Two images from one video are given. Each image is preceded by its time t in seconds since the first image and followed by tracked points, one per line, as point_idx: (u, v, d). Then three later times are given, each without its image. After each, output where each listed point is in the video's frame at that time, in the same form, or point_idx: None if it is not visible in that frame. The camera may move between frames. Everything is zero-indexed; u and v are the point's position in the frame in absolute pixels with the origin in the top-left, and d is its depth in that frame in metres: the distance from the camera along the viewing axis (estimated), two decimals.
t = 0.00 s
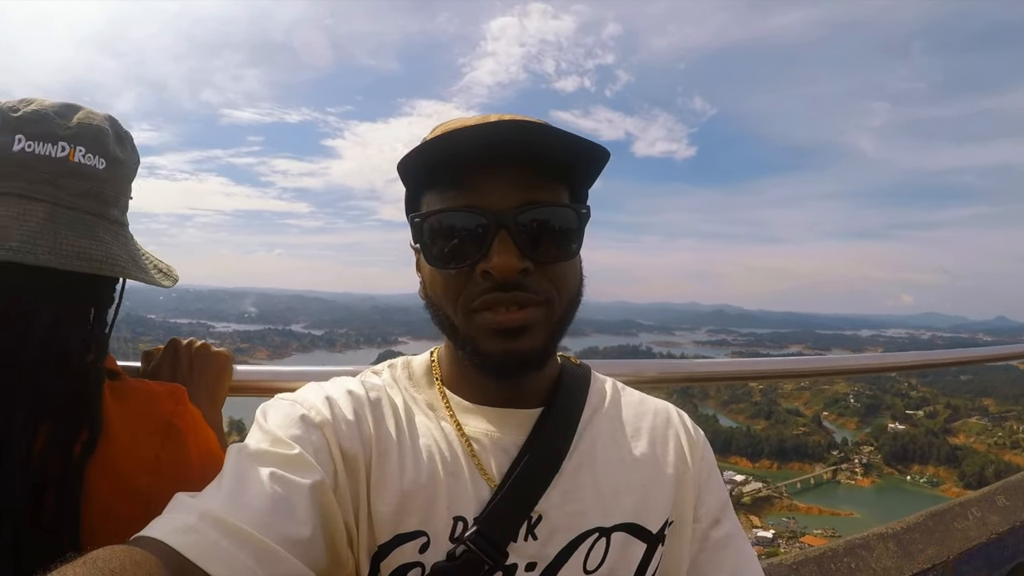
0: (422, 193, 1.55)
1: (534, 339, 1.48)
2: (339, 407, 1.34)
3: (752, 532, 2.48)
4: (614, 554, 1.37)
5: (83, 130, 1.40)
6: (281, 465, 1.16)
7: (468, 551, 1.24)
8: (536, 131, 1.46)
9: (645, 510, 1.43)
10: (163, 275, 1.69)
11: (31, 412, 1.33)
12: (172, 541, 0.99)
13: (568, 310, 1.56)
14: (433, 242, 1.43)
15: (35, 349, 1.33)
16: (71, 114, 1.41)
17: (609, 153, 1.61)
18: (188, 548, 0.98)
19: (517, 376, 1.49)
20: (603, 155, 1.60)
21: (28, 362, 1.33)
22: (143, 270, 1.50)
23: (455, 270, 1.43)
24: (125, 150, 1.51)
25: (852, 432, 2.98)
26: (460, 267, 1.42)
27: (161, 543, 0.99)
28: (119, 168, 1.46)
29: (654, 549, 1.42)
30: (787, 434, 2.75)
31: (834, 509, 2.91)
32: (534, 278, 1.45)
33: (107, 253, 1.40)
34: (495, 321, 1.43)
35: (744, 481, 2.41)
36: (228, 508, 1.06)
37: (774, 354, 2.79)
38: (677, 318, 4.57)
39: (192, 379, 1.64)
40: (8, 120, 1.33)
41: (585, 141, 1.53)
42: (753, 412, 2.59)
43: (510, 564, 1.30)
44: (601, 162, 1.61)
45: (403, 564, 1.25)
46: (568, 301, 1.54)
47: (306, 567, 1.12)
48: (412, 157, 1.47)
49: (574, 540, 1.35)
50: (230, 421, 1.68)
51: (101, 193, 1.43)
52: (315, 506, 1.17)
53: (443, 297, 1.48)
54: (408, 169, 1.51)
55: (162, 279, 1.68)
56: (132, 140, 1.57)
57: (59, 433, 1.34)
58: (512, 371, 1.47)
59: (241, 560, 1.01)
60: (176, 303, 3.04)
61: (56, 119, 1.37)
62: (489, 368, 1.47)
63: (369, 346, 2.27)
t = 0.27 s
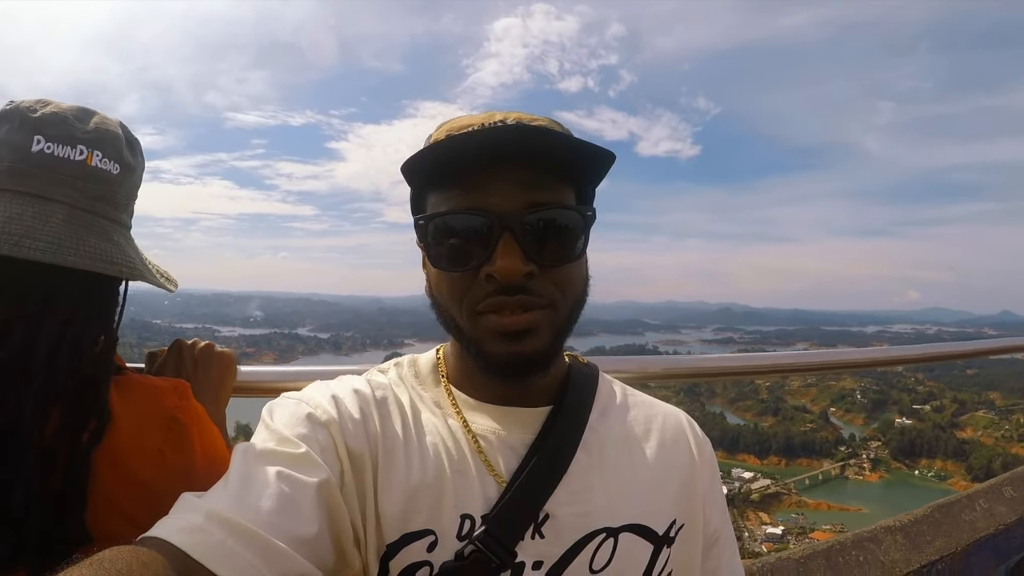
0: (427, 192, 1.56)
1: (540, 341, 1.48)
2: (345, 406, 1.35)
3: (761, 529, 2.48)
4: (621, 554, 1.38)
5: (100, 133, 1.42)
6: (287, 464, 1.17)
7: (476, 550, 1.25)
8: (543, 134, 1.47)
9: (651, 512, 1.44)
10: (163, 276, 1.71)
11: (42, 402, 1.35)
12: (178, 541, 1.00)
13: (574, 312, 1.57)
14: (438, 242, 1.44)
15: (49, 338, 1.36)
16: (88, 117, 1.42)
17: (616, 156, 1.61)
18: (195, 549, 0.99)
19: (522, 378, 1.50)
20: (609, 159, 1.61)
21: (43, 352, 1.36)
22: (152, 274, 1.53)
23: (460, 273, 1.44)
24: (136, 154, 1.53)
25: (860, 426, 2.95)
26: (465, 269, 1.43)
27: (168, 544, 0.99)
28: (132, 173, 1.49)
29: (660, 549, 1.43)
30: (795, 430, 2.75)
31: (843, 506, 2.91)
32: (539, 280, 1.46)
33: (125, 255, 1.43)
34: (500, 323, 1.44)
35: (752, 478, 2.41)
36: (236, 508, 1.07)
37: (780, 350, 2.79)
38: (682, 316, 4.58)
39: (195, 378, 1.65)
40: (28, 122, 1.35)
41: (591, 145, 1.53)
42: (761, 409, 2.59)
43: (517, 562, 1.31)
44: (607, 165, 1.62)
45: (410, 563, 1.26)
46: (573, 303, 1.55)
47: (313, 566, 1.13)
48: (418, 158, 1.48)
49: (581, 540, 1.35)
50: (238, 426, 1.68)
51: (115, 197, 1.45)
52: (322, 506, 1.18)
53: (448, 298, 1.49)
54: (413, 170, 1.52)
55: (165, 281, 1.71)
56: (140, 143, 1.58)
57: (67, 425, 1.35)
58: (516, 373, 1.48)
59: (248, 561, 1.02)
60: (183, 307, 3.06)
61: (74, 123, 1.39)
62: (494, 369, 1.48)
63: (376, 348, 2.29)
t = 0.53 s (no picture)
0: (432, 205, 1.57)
1: (545, 355, 1.50)
2: (351, 404, 1.37)
3: (765, 536, 2.49)
4: (625, 555, 1.39)
5: (114, 132, 1.46)
6: (292, 462, 1.20)
7: (479, 550, 1.27)
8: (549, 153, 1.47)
9: (656, 516, 1.45)
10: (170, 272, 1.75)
11: (48, 387, 1.37)
12: (183, 537, 1.02)
13: (579, 324, 1.58)
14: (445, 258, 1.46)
15: (55, 326, 1.38)
16: (103, 116, 1.46)
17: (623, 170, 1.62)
18: (199, 546, 1.02)
19: (528, 391, 1.52)
20: (614, 171, 1.61)
21: (49, 341, 1.38)
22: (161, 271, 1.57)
23: (466, 290, 1.46)
24: (148, 153, 1.57)
25: (866, 436, 2.98)
26: (471, 285, 1.45)
27: (173, 541, 1.02)
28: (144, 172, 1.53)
29: (664, 554, 1.44)
30: (801, 438, 2.75)
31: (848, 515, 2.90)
32: (546, 296, 1.47)
33: (136, 253, 1.47)
34: (506, 338, 1.46)
35: (757, 485, 2.41)
36: (241, 506, 1.09)
37: (787, 357, 2.79)
38: (690, 321, 4.57)
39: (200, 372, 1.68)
40: (45, 121, 1.40)
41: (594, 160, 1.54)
42: (768, 416, 2.59)
43: (521, 563, 1.32)
44: (612, 175, 1.62)
45: (414, 562, 1.28)
46: (578, 316, 1.56)
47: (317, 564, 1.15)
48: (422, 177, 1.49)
49: (585, 542, 1.37)
50: (245, 420, 1.68)
51: (127, 195, 1.49)
52: (326, 503, 1.20)
53: (454, 312, 1.51)
54: (418, 188, 1.53)
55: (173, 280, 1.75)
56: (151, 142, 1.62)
57: (68, 410, 1.36)
58: (522, 386, 1.50)
59: (252, 558, 1.04)
60: (194, 302, 3.10)
61: (90, 122, 1.43)
62: (501, 383, 1.50)
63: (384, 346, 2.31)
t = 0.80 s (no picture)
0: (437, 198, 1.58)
1: (548, 351, 1.49)
2: (351, 409, 1.37)
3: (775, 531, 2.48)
4: (630, 547, 1.38)
5: (104, 153, 1.47)
6: (292, 469, 1.19)
7: (482, 548, 1.26)
8: (552, 145, 1.48)
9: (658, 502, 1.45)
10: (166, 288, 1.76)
11: (44, 401, 1.38)
12: (182, 547, 1.02)
13: (582, 321, 1.57)
14: (446, 250, 1.46)
15: (51, 340, 1.39)
16: (94, 137, 1.46)
17: (629, 168, 1.62)
18: (198, 556, 1.01)
19: (529, 388, 1.51)
20: (621, 169, 1.61)
21: (46, 354, 1.38)
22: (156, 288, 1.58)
23: (467, 281, 1.45)
24: (140, 172, 1.58)
25: (874, 427, 2.85)
26: (473, 277, 1.44)
27: (173, 552, 1.02)
28: (136, 192, 1.54)
29: (670, 539, 1.43)
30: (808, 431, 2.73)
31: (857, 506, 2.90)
32: (548, 291, 1.47)
33: (131, 272, 1.48)
34: (507, 332, 1.45)
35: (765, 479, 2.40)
36: (238, 515, 1.09)
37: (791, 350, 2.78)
38: (693, 317, 4.57)
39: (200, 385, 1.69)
40: (35, 143, 1.39)
41: (602, 155, 1.54)
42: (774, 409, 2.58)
43: (526, 560, 1.31)
44: (619, 174, 1.62)
45: (417, 564, 1.27)
46: (580, 313, 1.55)
47: (318, 570, 1.15)
48: (428, 163, 1.49)
49: (589, 534, 1.36)
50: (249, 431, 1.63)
51: (120, 215, 1.50)
52: (327, 509, 1.19)
53: (456, 306, 1.50)
54: (423, 176, 1.53)
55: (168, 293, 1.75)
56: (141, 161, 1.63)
57: (67, 424, 1.37)
58: (524, 382, 1.49)
59: (252, 566, 1.04)
60: (197, 314, 3.10)
61: (81, 143, 1.44)
62: (502, 378, 1.49)
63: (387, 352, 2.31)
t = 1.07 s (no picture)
0: (448, 190, 1.58)
1: (559, 342, 1.51)
2: (357, 403, 1.38)
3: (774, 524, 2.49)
4: (633, 536, 1.40)
5: (105, 142, 1.49)
6: (300, 462, 1.21)
7: (486, 540, 1.28)
8: (563, 137, 1.50)
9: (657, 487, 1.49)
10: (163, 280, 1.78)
11: (60, 393, 1.41)
12: (193, 540, 1.04)
13: (591, 313, 1.59)
14: (458, 243, 1.46)
15: (62, 334, 1.41)
16: (93, 127, 1.49)
17: (639, 161, 1.64)
18: (207, 548, 1.03)
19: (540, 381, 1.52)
20: (631, 161, 1.63)
21: (58, 349, 1.41)
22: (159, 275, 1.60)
23: (480, 272, 1.46)
24: (136, 161, 1.60)
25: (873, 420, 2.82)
26: (486, 270, 1.46)
27: (184, 544, 1.04)
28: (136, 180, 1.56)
29: (669, 524, 1.47)
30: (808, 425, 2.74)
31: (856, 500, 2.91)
32: (559, 283, 1.48)
33: (138, 258, 1.50)
34: (519, 324, 1.47)
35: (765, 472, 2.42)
36: (247, 507, 1.11)
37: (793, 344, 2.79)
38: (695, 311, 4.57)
39: (204, 381, 1.71)
40: (34, 133, 1.40)
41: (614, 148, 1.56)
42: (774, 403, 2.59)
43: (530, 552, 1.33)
44: (629, 166, 1.64)
45: (422, 556, 1.28)
46: (589, 307, 1.57)
47: (325, 563, 1.17)
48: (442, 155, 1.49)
49: (594, 524, 1.38)
50: (254, 422, 1.67)
51: (122, 203, 1.53)
52: (333, 502, 1.21)
53: (468, 298, 1.51)
54: (437, 168, 1.54)
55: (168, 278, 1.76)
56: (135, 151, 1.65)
57: (81, 416, 1.39)
58: (535, 376, 1.51)
59: (261, 557, 1.06)
60: (199, 305, 3.12)
61: (81, 134, 1.46)
62: (513, 371, 1.50)
63: (391, 344, 2.32)
